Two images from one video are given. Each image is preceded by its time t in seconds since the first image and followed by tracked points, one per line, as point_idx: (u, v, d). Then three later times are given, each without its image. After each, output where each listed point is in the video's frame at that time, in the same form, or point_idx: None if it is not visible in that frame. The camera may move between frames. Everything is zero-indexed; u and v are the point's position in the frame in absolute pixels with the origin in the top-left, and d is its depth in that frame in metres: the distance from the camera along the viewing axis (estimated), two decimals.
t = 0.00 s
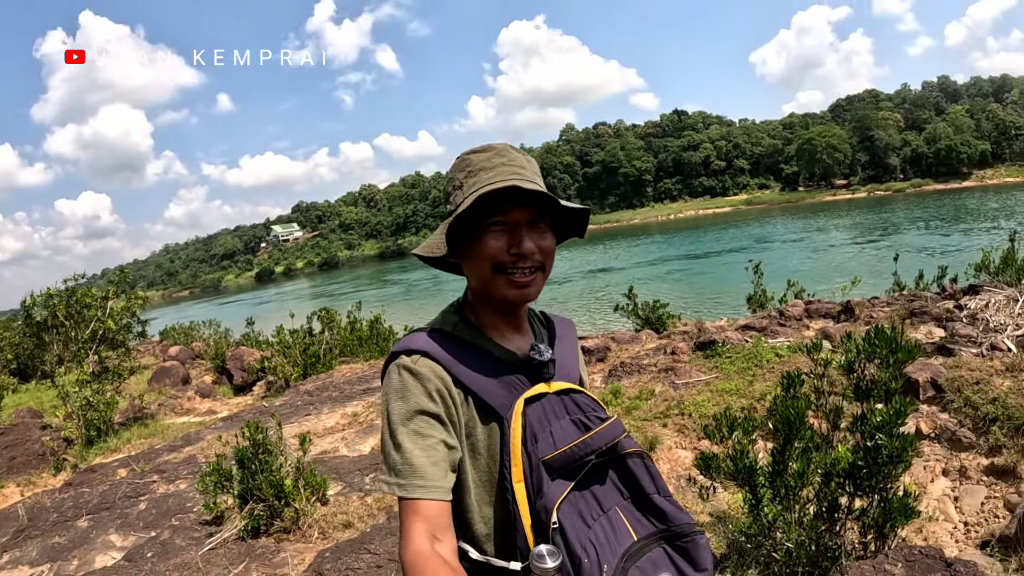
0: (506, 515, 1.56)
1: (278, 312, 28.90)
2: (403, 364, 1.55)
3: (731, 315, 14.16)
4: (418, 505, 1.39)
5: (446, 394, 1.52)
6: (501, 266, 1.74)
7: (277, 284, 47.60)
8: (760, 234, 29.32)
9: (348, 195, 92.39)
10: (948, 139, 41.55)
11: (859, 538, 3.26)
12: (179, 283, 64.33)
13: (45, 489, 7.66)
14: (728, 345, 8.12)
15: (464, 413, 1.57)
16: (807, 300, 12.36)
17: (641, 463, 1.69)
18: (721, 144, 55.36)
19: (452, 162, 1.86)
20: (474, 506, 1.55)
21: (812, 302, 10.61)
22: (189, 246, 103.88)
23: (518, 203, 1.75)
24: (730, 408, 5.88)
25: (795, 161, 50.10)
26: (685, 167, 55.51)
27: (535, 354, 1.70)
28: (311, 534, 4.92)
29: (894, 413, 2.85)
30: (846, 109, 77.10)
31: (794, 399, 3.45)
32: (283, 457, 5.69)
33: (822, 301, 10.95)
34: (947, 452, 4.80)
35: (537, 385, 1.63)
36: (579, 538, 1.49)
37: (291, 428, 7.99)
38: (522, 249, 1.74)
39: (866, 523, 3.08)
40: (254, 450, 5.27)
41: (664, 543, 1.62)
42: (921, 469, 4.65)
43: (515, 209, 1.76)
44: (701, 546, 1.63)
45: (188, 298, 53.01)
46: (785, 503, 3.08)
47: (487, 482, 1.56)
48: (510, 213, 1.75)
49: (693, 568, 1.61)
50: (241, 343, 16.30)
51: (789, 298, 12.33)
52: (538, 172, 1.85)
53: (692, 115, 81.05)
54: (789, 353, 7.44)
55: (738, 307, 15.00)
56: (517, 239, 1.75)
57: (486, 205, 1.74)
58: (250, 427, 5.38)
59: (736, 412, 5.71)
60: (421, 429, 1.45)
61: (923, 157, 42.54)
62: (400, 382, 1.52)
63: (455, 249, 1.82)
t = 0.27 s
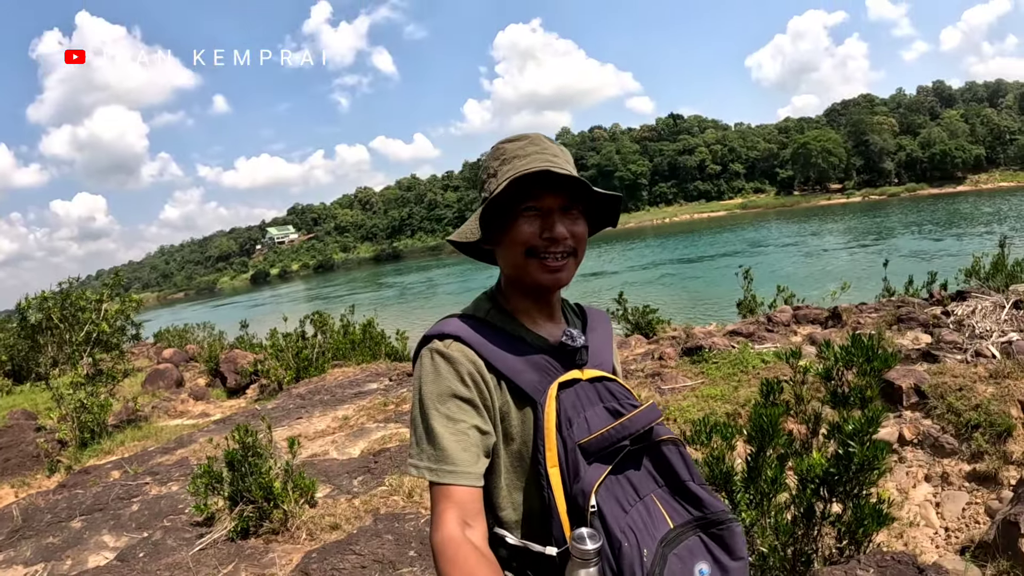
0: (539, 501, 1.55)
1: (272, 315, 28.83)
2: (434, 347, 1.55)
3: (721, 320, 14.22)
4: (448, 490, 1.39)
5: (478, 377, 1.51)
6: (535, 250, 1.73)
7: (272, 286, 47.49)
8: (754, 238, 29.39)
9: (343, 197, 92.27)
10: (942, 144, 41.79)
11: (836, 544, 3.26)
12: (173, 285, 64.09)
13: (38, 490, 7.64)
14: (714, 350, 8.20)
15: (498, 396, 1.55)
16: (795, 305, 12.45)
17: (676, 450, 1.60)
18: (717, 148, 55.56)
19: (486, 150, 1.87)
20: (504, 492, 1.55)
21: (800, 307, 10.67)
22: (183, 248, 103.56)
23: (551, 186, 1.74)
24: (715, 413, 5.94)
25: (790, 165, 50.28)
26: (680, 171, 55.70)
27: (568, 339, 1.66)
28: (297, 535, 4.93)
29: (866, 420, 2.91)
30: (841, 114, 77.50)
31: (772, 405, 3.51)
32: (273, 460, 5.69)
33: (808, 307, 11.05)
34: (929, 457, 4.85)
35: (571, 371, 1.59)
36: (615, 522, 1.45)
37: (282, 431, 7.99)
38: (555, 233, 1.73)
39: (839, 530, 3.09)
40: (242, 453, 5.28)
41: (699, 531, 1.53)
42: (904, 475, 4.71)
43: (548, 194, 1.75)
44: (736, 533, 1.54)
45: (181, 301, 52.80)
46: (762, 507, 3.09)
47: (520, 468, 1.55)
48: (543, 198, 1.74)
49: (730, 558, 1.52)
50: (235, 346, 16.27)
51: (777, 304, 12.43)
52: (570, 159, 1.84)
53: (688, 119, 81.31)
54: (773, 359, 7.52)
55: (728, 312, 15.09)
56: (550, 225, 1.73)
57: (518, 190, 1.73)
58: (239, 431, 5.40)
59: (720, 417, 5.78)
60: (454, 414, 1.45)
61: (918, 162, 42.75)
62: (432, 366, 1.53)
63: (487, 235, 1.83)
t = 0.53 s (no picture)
0: (540, 505, 1.52)
1: (270, 312, 28.84)
2: (438, 348, 1.54)
3: (718, 322, 14.25)
4: (459, 492, 1.39)
5: (483, 378, 1.50)
6: (542, 246, 1.72)
7: (271, 284, 47.46)
8: (753, 240, 29.41)
9: (343, 195, 92.21)
10: (942, 148, 41.85)
11: (821, 547, 3.24)
12: (172, 281, 64.04)
13: (33, 486, 7.64)
14: (708, 352, 8.23)
15: (502, 398, 1.53)
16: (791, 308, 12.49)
17: (685, 460, 1.57)
18: (716, 149, 55.60)
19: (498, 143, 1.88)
20: (509, 495, 1.52)
21: (795, 310, 10.70)
22: (182, 245, 103.42)
23: (561, 180, 1.73)
24: (707, 415, 5.99)
25: (790, 167, 50.32)
26: (680, 172, 55.74)
27: (577, 340, 1.65)
28: (290, 533, 4.95)
29: (851, 427, 2.97)
30: (841, 117, 77.59)
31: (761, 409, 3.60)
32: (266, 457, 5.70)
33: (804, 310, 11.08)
34: (920, 462, 4.87)
35: (578, 373, 1.56)
36: (615, 534, 1.42)
37: (278, 429, 8.01)
38: (564, 229, 1.72)
39: (826, 535, 3.11)
40: (237, 450, 5.28)
41: (704, 545, 1.51)
42: (894, 480, 4.73)
43: (558, 189, 1.74)
44: (744, 549, 1.51)
45: (179, 297, 52.78)
46: (748, 511, 3.12)
47: (525, 472, 1.52)
48: (552, 193, 1.74)
49: (733, 572, 1.50)
50: (232, 343, 16.28)
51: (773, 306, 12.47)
52: (583, 153, 1.83)
53: (688, 120, 81.33)
54: (767, 362, 7.55)
55: (725, 313, 15.12)
56: (559, 220, 1.72)
57: (527, 185, 1.73)
58: (234, 428, 5.40)
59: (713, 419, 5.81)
60: (461, 415, 1.44)
61: (917, 165, 42.85)
62: (436, 367, 1.51)
63: (495, 230, 1.83)
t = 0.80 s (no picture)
0: (535, 507, 1.54)
1: (271, 309, 28.87)
2: (429, 352, 1.54)
3: (719, 322, 14.24)
4: (454, 498, 1.38)
5: (475, 381, 1.50)
6: (535, 242, 1.71)
7: (273, 280, 47.51)
8: (756, 240, 29.35)
9: (345, 192, 92.27)
10: (945, 150, 41.76)
11: (816, 548, 3.23)
12: (174, 277, 64.12)
13: (33, 480, 7.66)
14: (706, 352, 8.23)
15: (495, 401, 1.54)
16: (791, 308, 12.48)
17: (683, 463, 1.58)
18: (720, 150, 55.53)
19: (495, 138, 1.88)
20: (505, 498, 1.53)
21: (794, 311, 10.69)
22: (185, 241, 103.56)
23: (556, 176, 1.73)
24: (703, 415, 5.99)
25: (793, 168, 50.23)
26: (683, 172, 55.66)
27: (571, 343, 1.62)
28: (287, 528, 4.96)
29: (844, 428, 3.03)
30: (844, 118, 77.44)
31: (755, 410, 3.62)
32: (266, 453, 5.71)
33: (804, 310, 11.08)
34: (916, 464, 4.87)
35: (573, 376, 1.56)
36: (611, 539, 1.41)
37: (277, 425, 8.03)
38: (558, 225, 1.72)
39: (820, 536, 3.11)
40: (235, 446, 5.30)
41: (703, 551, 1.50)
42: (890, 482, 4.72)
43: (553, 185, 1.74)
44: (744, 556, 1.49)
45: (181, 293, 52.85)
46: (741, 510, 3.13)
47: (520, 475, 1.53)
48: (547, 189, 1.74)
49: None
50: (233, 339, 16.30)
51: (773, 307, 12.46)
52: (578, 150, 1.82)
53: (691, 120, 81.23)
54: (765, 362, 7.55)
55: (725, 313, 15.11)
56: (553, 216, 1.72)
57: (522, 180, 1.73)
58: (233, 423, 5.41)
59: (709, 418, 5.82)
60: (454, 420, 1.44)
61: (920, 167, 42.77)
62: (428, 372, 1.51)
63: (489, 228, 1.84)
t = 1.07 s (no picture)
0: (529, 512, 1.54)
1: (277, 305, 28.95)
2: (415, 360, 1.54)
3: (722, 322, 14.22)
4: (438, 508, 1.39)
5: (460, 389, 1.49)
6: (526, 244, 1.71)
7: (279, 277, 47.63)
8: (761, 241, 29.26)
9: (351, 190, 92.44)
10: (952, 152, 41.54)
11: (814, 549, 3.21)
12: (180, 273, 64.35)
13: (38, 473, 7.71)
14: (709, 353, 8.22)
15: (483, 406, 1.53)
16: (796, 309, 12.46)
17: (678, 461, 1.56)
18: (726, 150, 55.37)
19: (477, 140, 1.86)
20: (497, 503, 1.53)
21: (797, 312, 10.67)
22: (191, 237, 103.98)
23: (547, 177, 1.74)
24: (704, 415, 6.00)
25: (799, 169, 50.07)
26: (690, 172, 55.54)
27: (558, 342, 1.62)
28: (289, 523, 4.99)
29: (843, 428, 3.03)
30: (851, 119, 77.15)
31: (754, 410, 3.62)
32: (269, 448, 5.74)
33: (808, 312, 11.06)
34: (917, 466, 4.85)
35: (563, 377, 1.56)
36: (605, 542, 1.40)
37: (280, 420, 8.06)
38: (550, 226, 1.72)
39: (817, 536, 3.11)
40: (239, 440, 5.32)
41: (701, 549, 1.50)
42: (890, 484, 4.71)
43: (543, 186, 1.74)
44: (743, 553, 1.48)
45: (187, 289, 53.05)
46: (739, 508, 3.14)
47: (510, 481, 1.53)
48: (537, 190, 1.74)
49: None
50: (238, 335, 16.36)
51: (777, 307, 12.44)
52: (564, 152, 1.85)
53: (698, 120, 81.04)
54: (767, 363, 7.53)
55: (729, 314, 15.09)
56: (544, 217, 1.72)
57: (514, 181, 1.72)
58: (237, 417, 5.44)
59: (711, 418, 5.82)
60: (439, 428, 1.44)
61: (927, 169, 42.57)
62: (414, 380, 1.51)
63: (476, 231, 1.80)
